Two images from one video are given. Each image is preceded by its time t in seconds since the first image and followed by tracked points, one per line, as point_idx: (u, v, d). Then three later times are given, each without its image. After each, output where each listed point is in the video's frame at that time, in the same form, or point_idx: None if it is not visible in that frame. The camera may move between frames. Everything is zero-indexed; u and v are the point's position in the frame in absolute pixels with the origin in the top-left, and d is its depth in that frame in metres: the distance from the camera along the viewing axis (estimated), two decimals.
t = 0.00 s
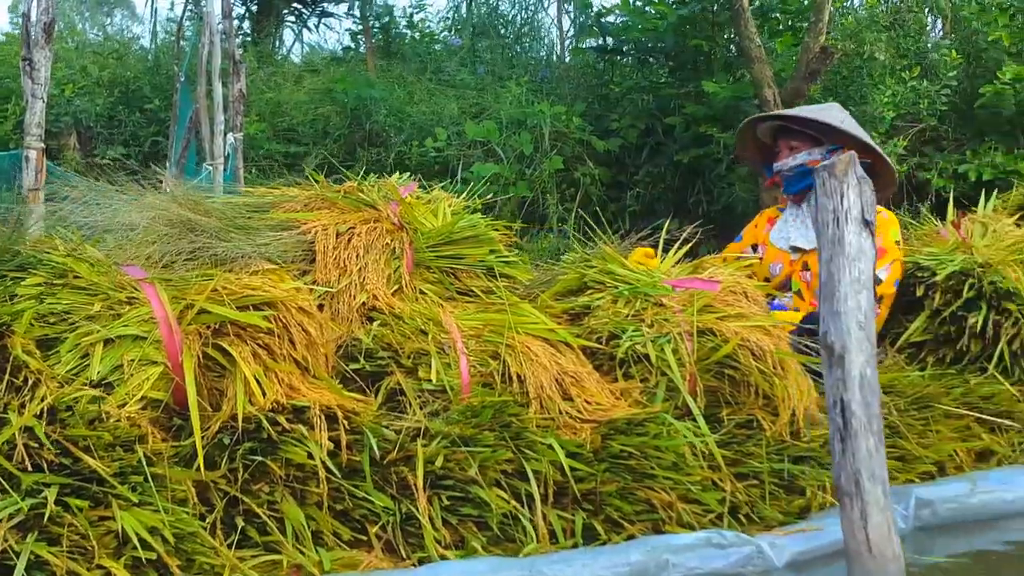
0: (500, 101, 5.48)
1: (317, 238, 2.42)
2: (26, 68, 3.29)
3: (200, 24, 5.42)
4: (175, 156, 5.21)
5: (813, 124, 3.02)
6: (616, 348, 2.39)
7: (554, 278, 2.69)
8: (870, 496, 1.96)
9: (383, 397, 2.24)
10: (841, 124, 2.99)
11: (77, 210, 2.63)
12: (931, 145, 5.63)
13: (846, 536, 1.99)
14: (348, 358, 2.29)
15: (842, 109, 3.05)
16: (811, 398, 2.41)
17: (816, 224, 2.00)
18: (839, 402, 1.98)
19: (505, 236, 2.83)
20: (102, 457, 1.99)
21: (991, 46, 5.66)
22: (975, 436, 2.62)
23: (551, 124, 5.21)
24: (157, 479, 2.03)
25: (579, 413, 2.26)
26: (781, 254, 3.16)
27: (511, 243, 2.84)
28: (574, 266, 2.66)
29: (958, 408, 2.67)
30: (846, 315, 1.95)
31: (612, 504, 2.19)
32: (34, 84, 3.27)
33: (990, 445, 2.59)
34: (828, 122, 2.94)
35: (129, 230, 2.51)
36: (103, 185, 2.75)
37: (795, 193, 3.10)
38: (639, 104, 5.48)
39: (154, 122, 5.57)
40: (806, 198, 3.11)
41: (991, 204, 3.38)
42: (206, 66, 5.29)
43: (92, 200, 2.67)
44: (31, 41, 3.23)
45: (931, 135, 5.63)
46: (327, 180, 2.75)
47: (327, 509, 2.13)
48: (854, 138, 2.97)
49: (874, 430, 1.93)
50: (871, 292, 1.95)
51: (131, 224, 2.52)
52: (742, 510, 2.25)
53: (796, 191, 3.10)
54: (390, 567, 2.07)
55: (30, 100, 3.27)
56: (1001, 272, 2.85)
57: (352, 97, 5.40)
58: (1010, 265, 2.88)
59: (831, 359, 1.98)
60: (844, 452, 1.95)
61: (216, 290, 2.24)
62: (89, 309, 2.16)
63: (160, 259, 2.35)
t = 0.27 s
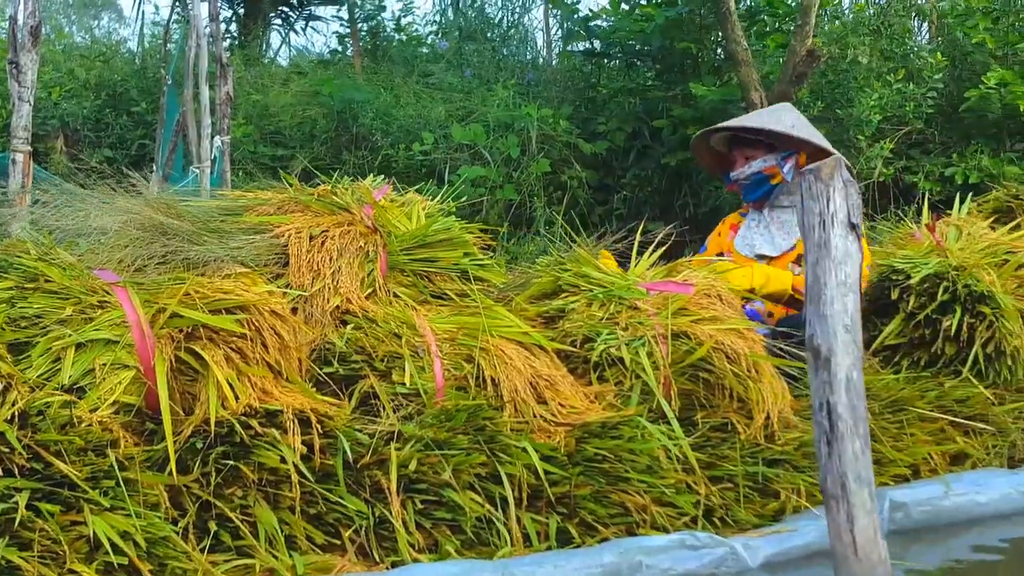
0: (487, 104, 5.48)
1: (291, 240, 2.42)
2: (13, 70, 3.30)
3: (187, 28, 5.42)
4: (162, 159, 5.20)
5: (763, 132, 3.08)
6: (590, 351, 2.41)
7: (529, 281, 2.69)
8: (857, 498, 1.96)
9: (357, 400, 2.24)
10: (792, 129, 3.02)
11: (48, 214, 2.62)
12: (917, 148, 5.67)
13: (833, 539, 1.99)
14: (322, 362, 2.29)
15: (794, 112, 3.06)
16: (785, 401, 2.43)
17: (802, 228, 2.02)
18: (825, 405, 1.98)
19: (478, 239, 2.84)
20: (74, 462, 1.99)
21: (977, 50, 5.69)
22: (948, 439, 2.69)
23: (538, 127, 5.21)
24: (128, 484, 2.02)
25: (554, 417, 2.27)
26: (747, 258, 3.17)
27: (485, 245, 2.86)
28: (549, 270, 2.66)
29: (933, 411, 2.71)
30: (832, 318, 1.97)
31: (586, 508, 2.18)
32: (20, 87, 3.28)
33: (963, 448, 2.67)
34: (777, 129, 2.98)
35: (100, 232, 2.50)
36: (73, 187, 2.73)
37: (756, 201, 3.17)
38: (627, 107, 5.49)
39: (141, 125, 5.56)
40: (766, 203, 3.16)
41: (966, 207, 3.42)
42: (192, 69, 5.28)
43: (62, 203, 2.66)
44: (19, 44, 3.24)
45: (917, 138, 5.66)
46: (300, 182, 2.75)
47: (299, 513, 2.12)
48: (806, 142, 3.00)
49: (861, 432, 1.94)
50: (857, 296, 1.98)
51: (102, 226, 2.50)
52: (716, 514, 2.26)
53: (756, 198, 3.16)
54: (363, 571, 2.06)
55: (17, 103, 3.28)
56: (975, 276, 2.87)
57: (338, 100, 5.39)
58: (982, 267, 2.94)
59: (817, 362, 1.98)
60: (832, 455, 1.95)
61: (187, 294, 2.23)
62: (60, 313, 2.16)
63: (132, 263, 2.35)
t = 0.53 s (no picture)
0: (478, 105, 5.48)
1: (272, 243, 2.43)
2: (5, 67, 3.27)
3: (179, 29, 5.42)
4: (154, 160, 5.20)
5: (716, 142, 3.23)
6: (571, 353, 2.42)
7: (511, 282, 2.73)
8: (847, 499, 2.01)
9: (338, 402, 2.25)
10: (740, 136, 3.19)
11: (29, 216, 2.62)
12: (908, 150, 5.66)
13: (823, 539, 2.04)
14: (303, 365, 2.30)
15: (738, 119, 3.24)
16: (768, 403, 2.42)
17: (794, 228, 2.04)
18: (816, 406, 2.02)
19: (460, 240, 2.88)
20: (54, 465, 1.98)
21: (969, 52, 5.70)
22: (929, 439, 2.69)
23: (530, 129, 5.21)
24: (108, 487, 2.01)
25: (535, 419, 2.26)
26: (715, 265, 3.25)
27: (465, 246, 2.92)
28: (530, 271, 2.68)
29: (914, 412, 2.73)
30: (823, 320, 1.99)
31: (568, 510, 2.19)
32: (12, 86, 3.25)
33: (944, 449, 2.67)
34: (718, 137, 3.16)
35: (81, 235, 2.50)
36: (54, 189, 2.73)
37: (714, 209, 3.36)
38: (618, 109, 5.49)
39: (132, 126, 5.56)
40: (722, 210, 3.34)
41: (946, 208, 3.46)
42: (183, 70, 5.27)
43: (44, 204, 2.66)
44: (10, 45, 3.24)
45: (908, 140, 5.65)
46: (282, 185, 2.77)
47: (280, 516, 2.11)
48: (749, 146, 3.17)
49: (851, 435, 1.99)
50: (848, 297, 2.00)
51: (83, 229, 2.51)
52: (698, 515, 2.27)
53: (713, 206, 3.35)
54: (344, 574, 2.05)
55: (7, 103, 3.25)
56: (956, 276, 2.88)
57: (330, 102, 5.32)
58: (963, 267, 2.94)
59: (808, 363, 2.01)
60: (823, 457, 2.00)
61: (168, 296, 2.23)
62: (41, 316, 2.16)
63: (113, 265, 2.35)
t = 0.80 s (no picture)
0: (470, 106, 5.48)
1: (256, 243, 2.45)
2: None
3: (171, 29, 5.41)
4: (145, 160, 5.19)
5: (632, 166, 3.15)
6: (556, 354, 2.43)
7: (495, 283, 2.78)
8: (838, 499, 2.06)
9: (322, 403, 2.25)
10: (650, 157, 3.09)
11: (13, 216, 2.62)
12: (901, 151, 5.68)
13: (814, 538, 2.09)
14: (287, 364, 2.30)
15: (655, 136, 3.16)
16: (751, 403, 2.44)
17: (784, 230, 2.10)
18: (807, 406, 2.08)
19: (444, 241, 2.91)
20: (36, 465, 1.97)
21: (960, 53, 5.68)
22: (911, 439, 2.69)
23: (522, 129, 5.21)
24: (92, 487, 2.00)
25: (519, 419, 2.27)
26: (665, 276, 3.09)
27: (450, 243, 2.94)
28: (515, 272, 2.71)
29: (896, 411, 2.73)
30: (813, 321, 2.07)
31: (552, 510, 2.19)
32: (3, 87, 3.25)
33: (926, 448, 2.67)
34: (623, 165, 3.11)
35: (66, 235, 2.51)
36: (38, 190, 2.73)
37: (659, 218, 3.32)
38: (611, 109, 5.50)
39: (124, 126, 5.55)
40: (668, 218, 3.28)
41: (928, 209, 3.51)
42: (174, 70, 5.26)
43: (27, 205, 2.67)
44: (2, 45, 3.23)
45: (900, 141, 5.67)
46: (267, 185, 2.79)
47: (265, 516, 2.10)
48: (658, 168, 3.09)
49: (842, 434, 2.05)
50: (838, 299, 2.07)
51: (67, 229, 2.52)
52: (681, 515, 2.28)
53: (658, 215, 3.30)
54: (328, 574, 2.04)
55: None
56: (937, 276, 2.91)
57: (321, 102, 5.35)
58: (944, 267, 2.99)
59: (799, 364, 2.08)
60: (814, 457, 2.05)
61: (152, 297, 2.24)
62: (24, 316, 2.16)
63: (97, 266, 2.36)
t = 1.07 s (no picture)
0: (464, 107, 5.48)
1: (242, 243, 2.46)
2: None
3: (163, 29, 5.41)
4: (137, 161, 5.18)
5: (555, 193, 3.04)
6: (542, 354, 2.47)
7: (480, 283, 2.80)
8: (830, 500, 1.97)
9: (310, 403, 2.26)
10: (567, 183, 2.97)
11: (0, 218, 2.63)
12: (892, 151, 5.67)
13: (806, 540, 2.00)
14: (275, 365, 2.31)
15: (575, 156, 3.02)
16: (737, 403, 2.48)
17: (775, 229, 2.02)
18: (799, 407, 1.99)
19: (431, 240, 2.93)
20: (24, 466, 1.97)
21: (953, 53, 5.67)
22: (897, 437, 2.70)
23: (515, 130, 5.21)
24: (79, 487, 2.00)
25: (506, 419, 2.28)
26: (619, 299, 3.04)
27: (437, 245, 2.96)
28: (501, 275, 2.76)
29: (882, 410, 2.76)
30: (806, 321, 1.98)
31: (539, 509, 2.20)
32: None
33: (911, 446, 2.68)
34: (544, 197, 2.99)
35: (52, 236, 2.52)
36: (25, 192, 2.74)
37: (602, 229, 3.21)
38: (603, 111, 5.51)
39: (116, 126, 5.55)
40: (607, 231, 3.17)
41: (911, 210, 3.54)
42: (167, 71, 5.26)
43: (14, 206, 2.68)
44: None
45: (892, 142, 5.65)
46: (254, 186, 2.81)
47: (252, 516, 2.09)
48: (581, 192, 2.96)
49: (834, 435, 1.95)
50: (831, 298, 1.99)
51: (54, 230, 2.53)
52: (669, 514, 2.28)
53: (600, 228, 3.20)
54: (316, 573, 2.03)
55: None
56: (921, 275, 2.97)
57: (314, 103, 5.32)
58: (927, 267, 3.02)
59: (791, 364, 1.99)
60: (805, 457, 1.96)
61: (139, 297, 2.25)
62: (11, 316, 2.17)
63: (84, 267, 2.37)
